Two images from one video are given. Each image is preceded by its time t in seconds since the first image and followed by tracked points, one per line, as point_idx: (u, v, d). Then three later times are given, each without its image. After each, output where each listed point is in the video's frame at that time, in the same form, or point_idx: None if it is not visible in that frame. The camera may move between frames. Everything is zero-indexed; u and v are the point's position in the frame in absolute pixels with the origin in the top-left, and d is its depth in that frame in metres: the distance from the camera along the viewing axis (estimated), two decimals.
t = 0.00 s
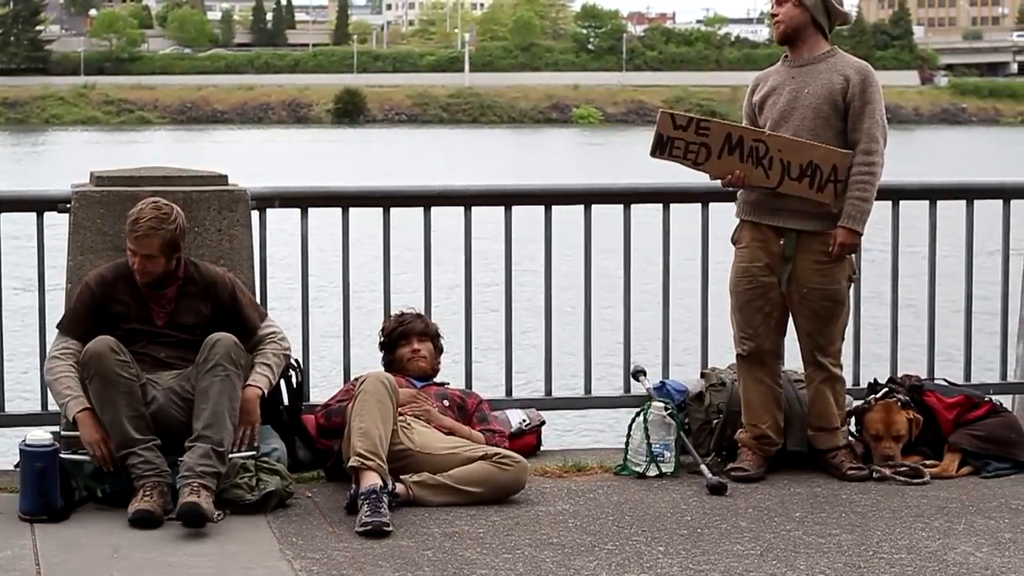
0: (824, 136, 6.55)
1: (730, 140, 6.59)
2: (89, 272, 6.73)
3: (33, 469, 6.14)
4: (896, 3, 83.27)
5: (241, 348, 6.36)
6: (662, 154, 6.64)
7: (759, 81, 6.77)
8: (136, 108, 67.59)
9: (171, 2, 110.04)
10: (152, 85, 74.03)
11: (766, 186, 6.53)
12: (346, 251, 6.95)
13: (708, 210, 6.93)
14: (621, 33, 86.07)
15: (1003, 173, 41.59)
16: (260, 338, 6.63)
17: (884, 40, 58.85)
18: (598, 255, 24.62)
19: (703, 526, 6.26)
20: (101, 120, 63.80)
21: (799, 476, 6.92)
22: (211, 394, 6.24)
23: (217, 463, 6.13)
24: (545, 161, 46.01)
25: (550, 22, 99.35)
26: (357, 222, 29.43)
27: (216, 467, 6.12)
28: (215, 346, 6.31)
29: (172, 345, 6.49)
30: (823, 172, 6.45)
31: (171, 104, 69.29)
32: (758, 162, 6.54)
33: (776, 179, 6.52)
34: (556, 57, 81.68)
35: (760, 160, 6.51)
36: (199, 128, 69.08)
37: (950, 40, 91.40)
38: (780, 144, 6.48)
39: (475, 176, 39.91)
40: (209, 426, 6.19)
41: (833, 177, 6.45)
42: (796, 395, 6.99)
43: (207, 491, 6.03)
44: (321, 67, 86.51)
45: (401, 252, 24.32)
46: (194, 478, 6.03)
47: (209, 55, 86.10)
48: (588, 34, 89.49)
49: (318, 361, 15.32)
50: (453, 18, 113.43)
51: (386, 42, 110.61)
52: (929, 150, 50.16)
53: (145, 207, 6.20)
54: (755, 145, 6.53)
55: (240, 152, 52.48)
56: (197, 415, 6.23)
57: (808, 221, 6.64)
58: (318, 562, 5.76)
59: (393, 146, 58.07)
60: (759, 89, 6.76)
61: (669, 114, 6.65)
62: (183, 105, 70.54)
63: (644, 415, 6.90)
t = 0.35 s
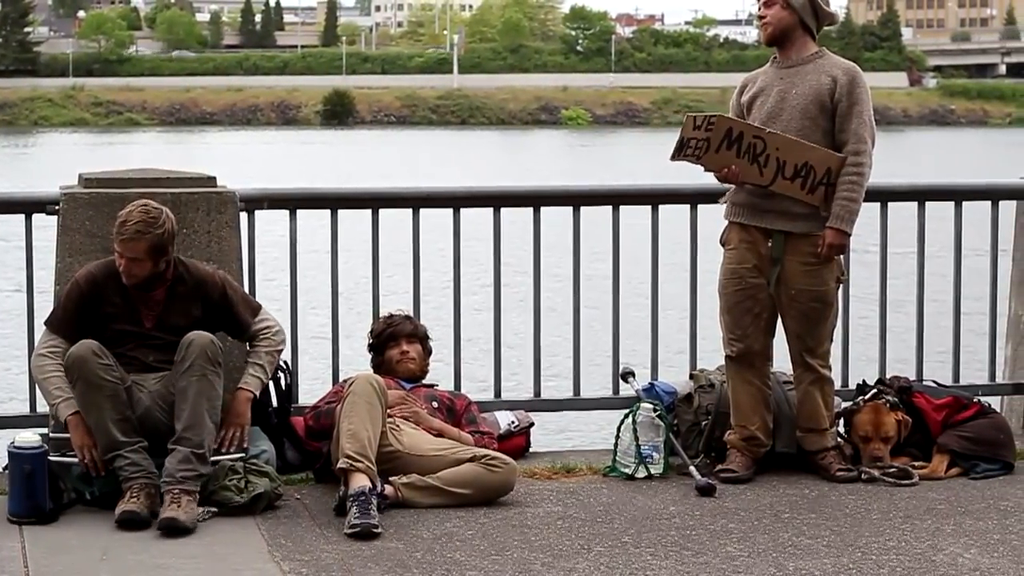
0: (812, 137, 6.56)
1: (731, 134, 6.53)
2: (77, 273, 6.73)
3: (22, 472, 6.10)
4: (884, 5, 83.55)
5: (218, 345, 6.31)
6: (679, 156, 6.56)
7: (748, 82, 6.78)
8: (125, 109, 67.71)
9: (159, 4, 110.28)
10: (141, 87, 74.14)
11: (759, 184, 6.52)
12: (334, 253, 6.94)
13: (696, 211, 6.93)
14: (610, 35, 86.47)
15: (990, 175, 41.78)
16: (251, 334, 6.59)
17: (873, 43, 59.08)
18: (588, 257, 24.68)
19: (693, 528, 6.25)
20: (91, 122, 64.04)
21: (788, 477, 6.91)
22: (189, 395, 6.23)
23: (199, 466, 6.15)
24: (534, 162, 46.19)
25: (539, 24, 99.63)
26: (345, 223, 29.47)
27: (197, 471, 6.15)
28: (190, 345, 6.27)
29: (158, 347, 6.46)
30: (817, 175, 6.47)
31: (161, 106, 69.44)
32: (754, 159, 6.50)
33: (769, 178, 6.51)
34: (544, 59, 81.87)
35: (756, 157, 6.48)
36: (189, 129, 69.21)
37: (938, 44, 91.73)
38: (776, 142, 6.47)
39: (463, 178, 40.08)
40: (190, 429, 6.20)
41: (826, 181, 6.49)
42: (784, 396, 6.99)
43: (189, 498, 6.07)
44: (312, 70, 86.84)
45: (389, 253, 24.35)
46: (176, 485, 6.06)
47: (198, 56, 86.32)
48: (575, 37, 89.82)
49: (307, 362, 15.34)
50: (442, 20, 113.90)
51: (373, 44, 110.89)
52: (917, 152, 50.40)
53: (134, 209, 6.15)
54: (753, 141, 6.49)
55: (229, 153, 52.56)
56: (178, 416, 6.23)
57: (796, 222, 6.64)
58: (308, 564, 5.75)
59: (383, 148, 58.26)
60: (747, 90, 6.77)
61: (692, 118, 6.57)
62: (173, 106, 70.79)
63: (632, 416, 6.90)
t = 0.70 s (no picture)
0: (800, 138, 6.57)
1: (720, 133, 6.56)
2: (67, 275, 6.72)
3: (11, 474, 6.09)
4: (874, 7, 83.72)
5: (210, 350, 6.28)
6: (653, 141, 6.61)
7: (736, 84, 6.79)
8: (115, 111, 67.84)
9: (148, 6, 110.54)
10: (132, 89, 74.26)
11: (746, 184, 6.53)
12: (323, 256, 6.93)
13: (684, 212, 6.93)
14: (599, 36, 86.77)
15: (979, 175, 41.87)
16: (245, 337, 6.51)
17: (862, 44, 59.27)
18: (577, 258, 24.73)
19: (683, 530, 6.25)
20: (80, 124, 64.17)
21: (778, 479, 6.92)
22: (178, 400, 6.21)
23: (182, 470, 6.17)
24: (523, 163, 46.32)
25: (528, 26, 99.81)
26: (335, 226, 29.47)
27: (181, 474, 6.17)
28: (182, 349, 6.24)
29: (148, 354, 6.44)
30: (804, 177, 6.47)
31: (152, 109, 69.50)
32: (741, 159, 6.52)
33: (756, 178, 6.52)
34: (535, 61, 81.98)
35: (743, 157, 6.50)
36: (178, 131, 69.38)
37: (927, 45, 91.91)
38: (765, 143, 6.49)
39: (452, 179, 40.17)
40: (176, 432, 6.21)
41: (812, 183, 6.49)
42: (774, 398, 7.00)
43: (169, 500, 6.09)
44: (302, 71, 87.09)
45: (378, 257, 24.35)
46: (156, 487, 6.08)
47: (188, 57, 86.47)
48: (565, 38, 90.05)
49: (296, 364, 15.33)
50: (431, 21, 114.31)
51: (363, 46, 110.97)
52: (906, 152, 50.58)
53: (127, 217, 6.08)
54: (741, 142, 6.52)
55: (220, 155, 52.58)
56: (165, 418, 6.23)
57: (785, 223, 6.63)
58: (297, 565, 5.74)
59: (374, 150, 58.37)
60: (736, 92, 6.77)
61: (668, 103, 6.62)
62: (163, 108, 70.95)
63: (622, 418, 6.91)
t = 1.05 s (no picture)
0: (788, 140, 6.59)
1: (706, 135, 6.59)
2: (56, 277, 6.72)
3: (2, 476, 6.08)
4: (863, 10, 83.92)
5: (205, 354, 6.24)
6: (636, 141, 6.66)
7: (724, 86, 6.79)
8: (104, 114, 67.74)
9: (137, 10, 110.39)
10: (121, 91, 74.17)
11: (733, 187, 6.55)
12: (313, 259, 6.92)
13: (673, 214, 6.95)
14: (588, 41, 86.76)
15: (966, 177, 41.88)
16: (236, 343, 6.43)
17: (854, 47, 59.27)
18: (567, 261, 24.73)
19: (673, 532, 6.25)
20: (69, 126, 64.10)
21: (768, 480, 6.93)
22: (170, 403, 6.19)
23: (172, 473, 6.17)
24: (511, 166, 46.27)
25: (518, 29, 99.80)
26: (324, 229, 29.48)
27: (170, 477, 6.16)
28: (177, 352, 6.21)
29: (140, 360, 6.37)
30: (790, 180, 6.51)
31: (141, 111, 69.44)
32: (728, 162, 6.54)
33: (743, 181, 6.54)
34: (525, 63, 82.08)
35: (730, 160, 6.52)
36: (167, 132, 69.30)
37: (916, 48, 92.18)
38: (751, 146, 6.51)
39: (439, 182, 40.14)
40: (167, 435, 6.20)
41: (799, 185, 6.52)
42: (763, 399, 7.01)
43: (160, 502, 6.09)
44: (291, 72, 87.00)
45: (368, 260, 24.35)
46: (147, 489, 6.09)
47: (178, 61, 86.40)
48: (555, 43, 90.02)
49: (285, 366, 15.32)
50: (421, 25, 114.25)
51: (353, 49, 111.07)
52: (895, 155, 50.59)
53: (121, 234, 5.95)
54: (728, 145, 6.55)
55: (208, 157, 52.50)
56: (156, 420, 6.21)
57: (774, 224, 6.65)
58: (287, 567, 5.73)
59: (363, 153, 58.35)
60: (723, 94, 6.77)
61: (651, 101, 6.69)
62: (152, 110, 70.87)
63: (612, 420, 6.92)
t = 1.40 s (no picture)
0: (776, 142, 6.59)
1: (692, 139, 6.59)
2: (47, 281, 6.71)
3: None
4: (854, 12, 84.02)
5: (201, 360, 6.22)
6: (623, 147, 6.66)
7: (711, 89, 6.80)
8: (94, 117, 67.62)
9: (127, 13, 110.35)
10: (112, 94, 74.08)
11: (720, 190, 6.55)
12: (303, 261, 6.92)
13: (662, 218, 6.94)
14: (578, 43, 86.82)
15: (955, 178, 41.95)
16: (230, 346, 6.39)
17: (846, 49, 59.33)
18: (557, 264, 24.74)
19: (664, 534, 6.25)
20: (59, 128, 64.00)
21: (757, 483, 6.93)
22: (165, 407, 6.17)
23: (163, 476, 6.16)
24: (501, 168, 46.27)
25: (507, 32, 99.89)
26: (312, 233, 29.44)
27: (161, 480, 6.15)
28: (173, 358, 6.19)
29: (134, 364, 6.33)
30: (777, 181, 6.51)
31: (132, 113, 69.33)
32: (714, 164, 6.54)
33: (730, 184, 6.54)
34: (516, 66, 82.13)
35: (716, 163, 6.52)
36: (157, 134, 69.20)
37: (905, 51, 92.38)
38: (737, 148, 6.51)
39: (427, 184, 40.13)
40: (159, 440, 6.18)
41: (786, 187, 6.52)
42: (753, 402, 7.01)
43: (151, 504, 6.08)
44: (281, 74, 87.01)
45: (357, 263, 24.33)
46: (138, 492, 6.07)
47: (168, 63, 86.32)
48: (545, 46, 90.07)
49: (275, 369, 15.30)
50: (411, 27, 114.36)
51: (343, 51, 111.05)
52: (887, 158, 50.66)
53: (112, 239, 5.90)
54: (714, 147, 6.55)
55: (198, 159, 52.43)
56: (149, 424, 6.20)
57: (762, 227, 6.65)
58: (278, 570, 5.73)
59: (355, 155, 58.34)
60: (710, 97, 6.78)
61: (636, 106, 6.67)
62: (142, 112, 70.78)
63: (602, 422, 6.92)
